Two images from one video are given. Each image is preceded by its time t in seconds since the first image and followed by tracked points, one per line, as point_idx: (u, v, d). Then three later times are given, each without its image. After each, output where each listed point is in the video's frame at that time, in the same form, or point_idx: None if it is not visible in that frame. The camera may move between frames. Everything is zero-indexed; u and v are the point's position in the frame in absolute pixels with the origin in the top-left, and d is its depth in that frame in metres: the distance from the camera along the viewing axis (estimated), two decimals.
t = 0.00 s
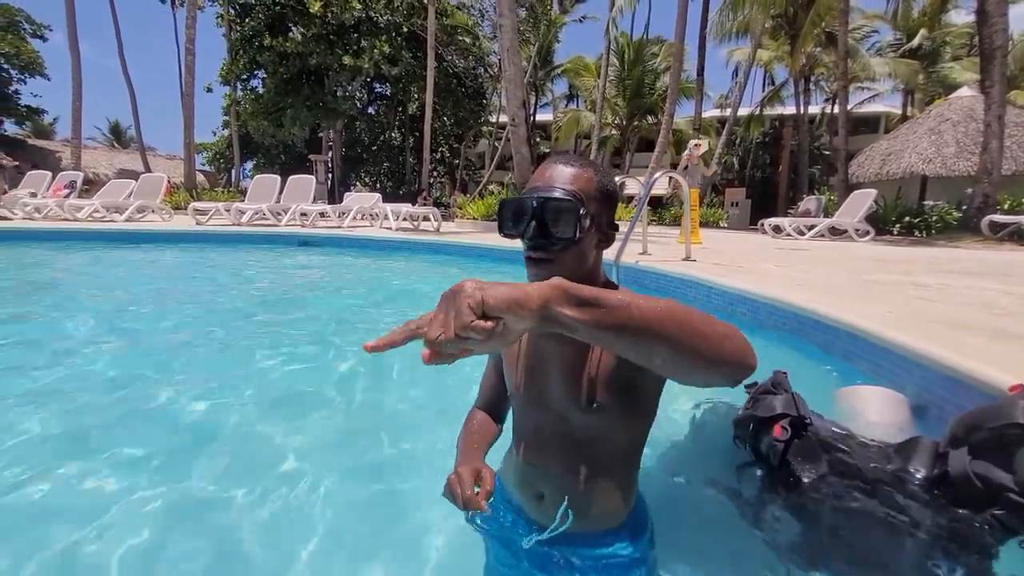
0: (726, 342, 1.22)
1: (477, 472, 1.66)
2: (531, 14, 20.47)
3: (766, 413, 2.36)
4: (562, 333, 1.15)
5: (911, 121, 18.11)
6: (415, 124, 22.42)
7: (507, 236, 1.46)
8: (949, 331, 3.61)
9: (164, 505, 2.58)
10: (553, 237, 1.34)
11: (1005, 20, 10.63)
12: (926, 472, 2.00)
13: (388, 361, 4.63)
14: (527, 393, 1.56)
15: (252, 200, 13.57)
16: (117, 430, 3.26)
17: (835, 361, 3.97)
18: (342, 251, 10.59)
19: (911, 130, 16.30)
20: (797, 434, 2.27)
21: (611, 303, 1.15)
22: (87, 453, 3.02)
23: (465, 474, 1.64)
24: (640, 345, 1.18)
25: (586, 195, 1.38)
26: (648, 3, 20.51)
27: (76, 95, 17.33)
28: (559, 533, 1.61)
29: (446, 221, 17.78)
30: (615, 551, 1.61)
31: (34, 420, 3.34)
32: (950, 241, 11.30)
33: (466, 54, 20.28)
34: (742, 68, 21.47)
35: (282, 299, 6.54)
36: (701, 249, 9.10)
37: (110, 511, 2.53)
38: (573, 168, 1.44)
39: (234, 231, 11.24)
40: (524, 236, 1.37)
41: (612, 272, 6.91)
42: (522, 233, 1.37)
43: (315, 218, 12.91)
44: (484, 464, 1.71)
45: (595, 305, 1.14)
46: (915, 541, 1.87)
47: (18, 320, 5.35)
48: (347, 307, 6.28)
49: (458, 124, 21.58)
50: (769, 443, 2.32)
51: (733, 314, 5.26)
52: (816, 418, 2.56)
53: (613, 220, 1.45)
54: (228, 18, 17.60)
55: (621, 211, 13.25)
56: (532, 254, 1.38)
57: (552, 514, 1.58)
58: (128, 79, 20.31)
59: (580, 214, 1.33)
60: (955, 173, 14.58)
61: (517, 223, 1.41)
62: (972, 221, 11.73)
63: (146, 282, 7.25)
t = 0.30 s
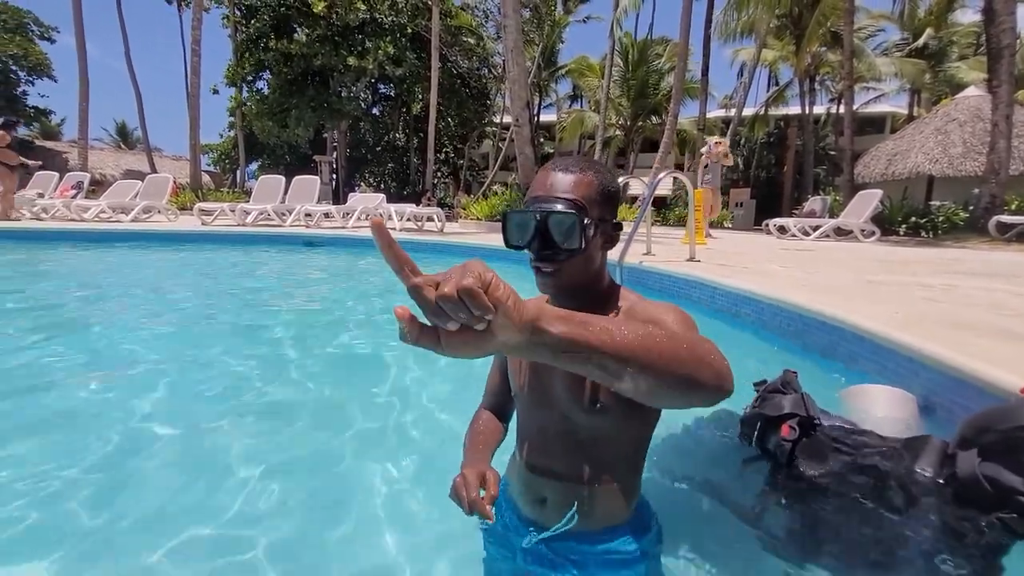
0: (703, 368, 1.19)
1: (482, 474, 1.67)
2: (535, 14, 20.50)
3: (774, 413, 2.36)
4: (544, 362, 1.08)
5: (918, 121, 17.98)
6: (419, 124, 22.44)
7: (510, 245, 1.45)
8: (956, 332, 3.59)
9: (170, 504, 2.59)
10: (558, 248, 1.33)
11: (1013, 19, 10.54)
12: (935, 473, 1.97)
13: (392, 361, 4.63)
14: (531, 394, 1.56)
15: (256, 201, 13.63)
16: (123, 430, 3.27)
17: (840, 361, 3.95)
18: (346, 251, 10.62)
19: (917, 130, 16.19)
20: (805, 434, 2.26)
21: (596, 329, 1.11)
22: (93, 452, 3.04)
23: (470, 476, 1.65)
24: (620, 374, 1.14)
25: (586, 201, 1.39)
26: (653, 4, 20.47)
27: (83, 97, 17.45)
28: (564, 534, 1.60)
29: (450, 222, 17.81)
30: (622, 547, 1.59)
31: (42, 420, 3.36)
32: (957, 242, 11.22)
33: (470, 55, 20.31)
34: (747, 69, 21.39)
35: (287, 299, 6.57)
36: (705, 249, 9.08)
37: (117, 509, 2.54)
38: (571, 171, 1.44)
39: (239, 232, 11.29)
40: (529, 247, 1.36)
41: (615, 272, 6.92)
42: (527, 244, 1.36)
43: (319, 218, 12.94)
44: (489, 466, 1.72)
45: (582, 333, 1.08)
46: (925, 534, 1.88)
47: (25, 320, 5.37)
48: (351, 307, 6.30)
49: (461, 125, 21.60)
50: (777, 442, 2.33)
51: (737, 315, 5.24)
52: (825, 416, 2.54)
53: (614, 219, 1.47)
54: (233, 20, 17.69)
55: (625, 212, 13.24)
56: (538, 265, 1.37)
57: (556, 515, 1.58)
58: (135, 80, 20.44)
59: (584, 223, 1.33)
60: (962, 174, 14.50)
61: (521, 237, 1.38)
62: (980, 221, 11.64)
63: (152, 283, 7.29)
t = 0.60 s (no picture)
0: (711, 372, 1.21)
1: (488, 470, 1.67)
2: (538, 15, 20.56)
3: (773, 412, 2.34)
4: (555, 364, 1.08)
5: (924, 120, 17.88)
6: (423, 125, 22.47)
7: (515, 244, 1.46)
8: (963, 332, 3.57)
9: (176, 506, 2.59)
10: (564, 249, 1.33)
11: (1020, 17, 10.46)
12: (937, 474, 1.98)
13: (395, 363, 4.63)
14: (536, 394, 1.57)
15: (261, 202, 13.70)
16: (130, 430, 3.29)
17: (846, 361, 3.93)
18: (351, 251, 10.66)
19: (923, 128, 16.09)
20: (804, 432, 2.23)
21: (606, 334, 1.11)
22: (99, 452, 3.05)
23: (475, 472, 1.65)
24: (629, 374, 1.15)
25: (593, 202, 1.40)
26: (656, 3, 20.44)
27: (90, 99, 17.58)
28: (567, 534, 1.61)
29: (454, 222, 17.84)
30: (624, 551, 1.61)
31: (47, 421, 3.38)
32: (963, 241, 11.16)
33: (474, 56, 20.35)
34: (751, 68, 21.32)
35: (292, 300, 6.60)
36: (710, 249, 9.06)
37: (124, 510, 2.54)
38: (578, 172, 1.44)
39: (244, 233, 11.35)
40: (535, 247, 1.36)
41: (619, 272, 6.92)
42: (533, 243, 1.36)
43: (323, 219, 12.99)
44: (493, 463, 1.72)
45: (592, 336, 1.09)
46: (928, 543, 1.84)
47: (29, 321, 5.39)
48: (356, 307, 6.33)
49: (465, 125, 21.63)
50: (776, 441, 2.30)
51: (742, 314, 5.23)
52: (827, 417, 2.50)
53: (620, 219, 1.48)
54: (238, 22, 17.77)
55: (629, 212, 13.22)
56: (544, 265, 1.38)
57: (561, 514, 1.58)
58: (141, 82, 20.58)
59: (591, 225, 1.34)
60: (969, 172, 14.42)
61: (525, 238, 1.38)
62: (987, 220, 11.56)
63: (158, 284, 7.34)
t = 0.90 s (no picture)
0: (722, 382, 1.20)
1: (483, 478, 1.67)
2: (541, 17, 20.58)
3: (778, 412, 2.28)
4: (563, 374, 1.08)
5: (928, 119, 17.79)
6: (425, 127, 22.51)
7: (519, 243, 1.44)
8: (971, 332, 3.52)
9: (168, 507, 2.57)
10: (570, 249, 1.32)
11: None
12: (945, 478, 1.97)
13: (396, 364, 4.62)
14: (539, 397, 1.56)
15: (265, 204, 13.74)
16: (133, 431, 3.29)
17: (851, 362, 3.90)
18: (353, 252, 10.67)
19: (927, 127, 15.99)
20: (810, 433, 2.19)
21: (618, 345, 1.10)
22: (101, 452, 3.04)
23: (472, 480, 1.66)
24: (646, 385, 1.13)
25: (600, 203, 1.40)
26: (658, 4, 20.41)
27: (94, 103, 17.68)
28: (569, 538, 1.60)
29: (457, 224, 17.87)
30: (626, 555, 1.60)
31: (50, 421, 3.39)
32: (969, 240, 11.11)
33: (476, 57, 20.40)
34: (754, 68, 21.29)
35: (294, 301, 6.60)
36: (713, 249, 9.02)
37: (120, 511, 2.52)
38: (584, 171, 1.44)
39: (247, 234, 11.36)
40: (540, 246, 1.36)
41: (622, 272, 6.90)
42: (538, 242, 1.35)
43: (326, 221, 13.02)
44: (489, 467, 1.72)
45: (604, 345, 1.08)
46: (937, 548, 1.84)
47: (33, 323, 5.42)
48: (358, 309, 6.32)
49: (467, 126, 21.66)
50: (782, 443, 2.24)
51: (745, 314, 5.20)
52: (830, 424, 2.49)
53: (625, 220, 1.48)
54: (241, 24, 17.82)
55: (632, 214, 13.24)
56: (549, 266, 1.37)
57: (562, 520, 1.57)
58: (145, 85, 20.71)
59: (596, 225, 1.33)
60: (974, 171, 14.38)
61: (530, 237, 1.38)
62: (992, 219, 11.49)
63: (161, 285, 7.35)
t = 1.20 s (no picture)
0: (761, 424, 1.29)
1: (478, 458, 1.67)
2: (543, 17, 20.57)
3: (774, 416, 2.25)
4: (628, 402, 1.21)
5: (932, 118, 17.69)
6: (427, 128, 22.54)
7: (514, 249, 1.45)
8: (974, 332, 3.51)
9: (164, 506, 2.58)
10: (564, 251, 1.33)
11: None
12: (946, 480, 1.91)
13: (398, 364, 4.63)
14: (537, 396, 1.55)
15: (268, 205, 13.79)
16: (132, 430, 3.29)
17: (854, 362, 3.89)
18: (356, 253, 10.70)
19: (932, 126, 15.91)
20: (806, 436, 2.16)
21: (653, 367, 1.19)
22: (102, 452, 3.05)
23: (467, 458, 1.66)
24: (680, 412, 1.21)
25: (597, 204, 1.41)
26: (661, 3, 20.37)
27: (98, 105, 17.79)
28: (568, 539, 1.59)
29: (459, 224, 17.90)
30: (628, 556, 1.59)
31: (50, 421, 3.41)
32: (974, 239, 11.06)
33: (478, 58, 20.44)
34: (757, 67, 21.21)
35: (297, 302, 6.62)
36: (715, 249, 9.00)
37: (117, 510, 2.54)
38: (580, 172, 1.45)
39: (250, 235, 11.40)
40: (535, 251, 1.37)
41: (624, 273, 6.90)
42: (533, 246, 1.37)
43: (329, 222, 13.05)
44: (484, 453, 1.71)
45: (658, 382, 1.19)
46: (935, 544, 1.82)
47: (36, 323, 5.45)
48: (360, 309, 6.34)
49: (469, 127, 21.66)
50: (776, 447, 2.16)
51: (748, 314, 5.19)
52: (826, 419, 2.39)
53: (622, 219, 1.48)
54: (243, 26, 17.88)
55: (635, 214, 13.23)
56: (545, 270, 1.37)
57: (562, 520, 1.57)
58: (148, 87, 20.83)
59: (593, 226, 1.33)
60: (978, 170, 14.31)
61: (526, 240, 1.40)
62: (998, 218, 11.43)
63: (164, 286, 7.38)
